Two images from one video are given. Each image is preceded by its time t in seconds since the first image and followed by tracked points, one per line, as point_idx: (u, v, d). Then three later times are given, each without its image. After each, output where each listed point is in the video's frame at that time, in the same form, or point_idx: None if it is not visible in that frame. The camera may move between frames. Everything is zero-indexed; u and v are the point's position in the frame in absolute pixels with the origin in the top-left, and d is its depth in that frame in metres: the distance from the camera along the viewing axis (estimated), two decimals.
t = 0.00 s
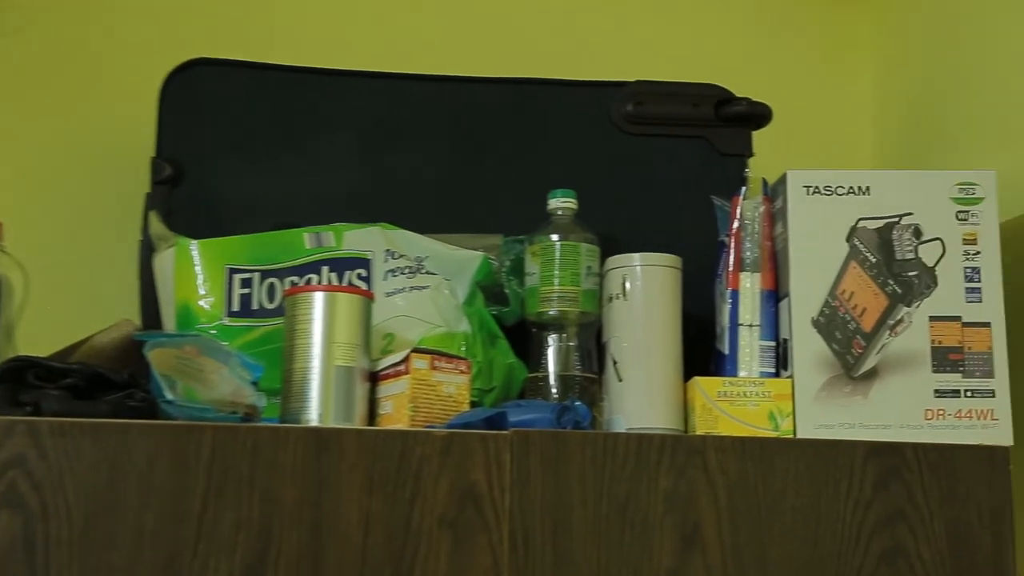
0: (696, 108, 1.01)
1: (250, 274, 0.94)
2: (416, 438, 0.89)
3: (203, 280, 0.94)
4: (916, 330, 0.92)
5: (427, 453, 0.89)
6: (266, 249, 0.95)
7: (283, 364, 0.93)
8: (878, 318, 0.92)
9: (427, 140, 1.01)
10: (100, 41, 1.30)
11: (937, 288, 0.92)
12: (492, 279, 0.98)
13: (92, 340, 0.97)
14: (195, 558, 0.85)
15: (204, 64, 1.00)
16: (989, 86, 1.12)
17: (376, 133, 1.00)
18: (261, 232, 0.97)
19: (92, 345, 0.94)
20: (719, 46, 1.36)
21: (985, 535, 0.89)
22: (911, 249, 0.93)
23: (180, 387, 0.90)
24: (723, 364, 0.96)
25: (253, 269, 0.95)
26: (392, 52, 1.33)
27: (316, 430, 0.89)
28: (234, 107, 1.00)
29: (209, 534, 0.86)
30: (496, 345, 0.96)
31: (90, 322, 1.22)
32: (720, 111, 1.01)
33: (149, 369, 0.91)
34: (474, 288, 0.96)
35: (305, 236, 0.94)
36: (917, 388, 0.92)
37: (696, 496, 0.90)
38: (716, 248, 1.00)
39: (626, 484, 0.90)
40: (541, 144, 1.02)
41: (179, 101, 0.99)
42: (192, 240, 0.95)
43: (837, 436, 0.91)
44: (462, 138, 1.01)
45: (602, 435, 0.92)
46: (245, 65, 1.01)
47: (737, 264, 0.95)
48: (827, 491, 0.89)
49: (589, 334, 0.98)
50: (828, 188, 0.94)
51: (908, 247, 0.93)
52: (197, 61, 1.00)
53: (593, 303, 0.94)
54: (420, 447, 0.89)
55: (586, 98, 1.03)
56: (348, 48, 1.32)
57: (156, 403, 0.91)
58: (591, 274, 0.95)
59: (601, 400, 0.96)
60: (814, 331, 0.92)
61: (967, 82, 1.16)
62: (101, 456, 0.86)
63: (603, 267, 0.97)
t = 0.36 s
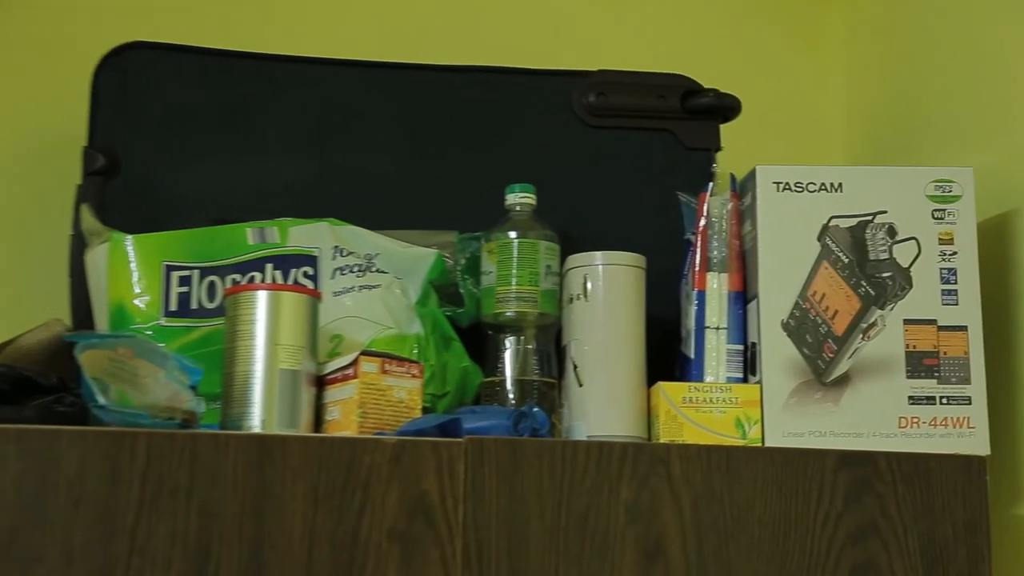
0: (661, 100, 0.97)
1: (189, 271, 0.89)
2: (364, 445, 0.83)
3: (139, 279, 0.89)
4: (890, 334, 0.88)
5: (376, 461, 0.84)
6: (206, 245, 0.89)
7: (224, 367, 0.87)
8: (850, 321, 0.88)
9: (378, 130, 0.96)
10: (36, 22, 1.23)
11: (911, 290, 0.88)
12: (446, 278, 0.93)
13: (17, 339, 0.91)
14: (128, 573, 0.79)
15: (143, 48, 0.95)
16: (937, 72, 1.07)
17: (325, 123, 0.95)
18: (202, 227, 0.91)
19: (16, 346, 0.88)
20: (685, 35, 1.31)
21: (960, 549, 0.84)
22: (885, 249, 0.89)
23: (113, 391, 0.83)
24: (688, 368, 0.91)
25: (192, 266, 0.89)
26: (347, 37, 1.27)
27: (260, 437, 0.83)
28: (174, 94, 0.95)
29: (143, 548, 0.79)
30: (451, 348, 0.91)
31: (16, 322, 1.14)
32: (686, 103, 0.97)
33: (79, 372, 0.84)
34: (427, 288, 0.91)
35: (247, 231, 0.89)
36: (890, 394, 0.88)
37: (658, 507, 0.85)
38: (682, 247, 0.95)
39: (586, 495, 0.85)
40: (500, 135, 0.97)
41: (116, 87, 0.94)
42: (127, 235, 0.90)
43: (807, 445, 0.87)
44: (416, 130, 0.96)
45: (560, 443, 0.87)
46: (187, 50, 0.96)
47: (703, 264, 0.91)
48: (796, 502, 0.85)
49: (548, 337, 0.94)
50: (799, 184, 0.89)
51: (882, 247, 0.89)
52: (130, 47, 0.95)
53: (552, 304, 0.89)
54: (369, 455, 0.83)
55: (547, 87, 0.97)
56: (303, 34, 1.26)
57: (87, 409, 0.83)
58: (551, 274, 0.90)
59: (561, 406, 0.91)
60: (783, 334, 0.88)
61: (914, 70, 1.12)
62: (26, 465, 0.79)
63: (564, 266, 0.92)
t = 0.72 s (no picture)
0: (626, 92, 0.93)
1: (126, 269, 0.85)
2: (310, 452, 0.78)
3: (72, 276, 0.84)
4: (862, 338, 0.84)
5: (320, 470, 0.78)
6: (144, 241, 0.85)
7: (162, 370, 0.82)
8: (821, 324, 0.84)
9: (329, 121, 0.91)
10: None
11: (885, 292, 0.84)
12: (399, 277, 0.88)
13: None
14: None
15: (80, 33, 0.91)
16: (909, 66, 1.03)
17: (272, 113, 0.91)
18: (141, 222, 0.87)
19: None
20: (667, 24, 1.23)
21: (934, 564, 0.80)
22: (857, 249, 0.85)
23: (43, 397, 0.77)
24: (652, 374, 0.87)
25: (129, 263, 0.85)
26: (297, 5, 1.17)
27: (198, 443, 0.78)
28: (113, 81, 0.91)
29: (72, 562, 0.74)
30: (403, 351, 0.86)
31: None
32: (652, 95, 0.93)
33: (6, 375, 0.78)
34: (378, 288, 0.87)
35: (188, 226, 0.84)
36: (863, 401, 0.84)
37: (620, 518, 0.80)
38: (647, 246, 0.91)
39: (544, 506, 0.80)
40: (456, 128, 0.92)
41: (50, 74, 0.90)
42: (59, 230, 0.85)
43: (776, 454, 0.83)
44: (368, 121, 0.92)
45: (518, 450, 0.82)
46: (127, 35, 0.91)
47: (668, 264, 0.86)
48: (763, 513, 0.81)
49: (506, 339, 0.89)
50: (769, 181, 0.85)
51: (855, 247, 0.85)
52: (67, 30, 0.90)
53: (509, 305, 0.85)
54: (314, 464, 0.78)
55: (506, 77, 0.93)
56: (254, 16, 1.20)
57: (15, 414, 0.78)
58: (509, 274, 0.86)
59: (518, 412, 0.87)
60: (752, 338, 0.84)
61: (884, 63, 1.08)
62: None
63: (522, 266, 0.88)
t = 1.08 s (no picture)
0: (591, 82, 0.88)
1: (59, 266, 0.80)
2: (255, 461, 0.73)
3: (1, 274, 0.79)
4: (837, 342, 0.80)
5: (264, 480, 0.73)
6: (79, 236, 0.80)
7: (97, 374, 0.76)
8: (794, 327, 0.80)
9: (279, 111, 0.87)
10: None
11: (861, 293, 0.80)
12: (351, 277, 0.83)
13: None
14: None
15: (19, 14, 0.86)
16: (888, 58, 0.99)
17: (218, 102, 0.87)
18: (76, 216, 0.82)
19: None
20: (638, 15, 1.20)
21: None
22: (833, 248, 0.81)
23: None
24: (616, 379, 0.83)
25: (62, 259, 0.80)
26: None
27: (134, 452, 0.72)
28: (49, 66, 0.86)
29: None
30: (354, 355, 0.81)
31: None
32: (618, 85, 0.89)
33: None
34: (329, 287, 0.82)
35: (125, 221, 0.80)
36: (837, 409, 0.80)
37: (583, 531, 0.76)
38: (612, 244, 0.87)
39: (503, 518, 0.75)
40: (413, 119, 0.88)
41: None
42: None
43: (746, 464, 0.78)
44: (320, 111, 0.88)
45: (477, 459, 0.77)
46: (64, 18, 0.86)
47: (634, 263, 0.82)
48: (733, 525, 0.77)
49: (463, 342, 0.85)
50: (740, 177, 0.81)
51: (830, 246, 0.81)
52: None
53: (467, 306, 0.81)
54: (259, 474, 0.73)
55: (465, 66, 0.89)
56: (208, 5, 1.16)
57: None
58: (467, 274, 0.81)
59: (475, 419, 0.82)
60: (722, 341, 0.79)
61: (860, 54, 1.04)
62: None
63: (481, 265, 0.83)
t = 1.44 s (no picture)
0: (554, 75, 0.86)
1: None
2: (201, 468, 0.69)
3: None
4: (807, 345, 0.77)
5: (211, 487, 0.70)
6: (18, 233, 0.77)
7: (36, 377, 0.72)
8: (762, 330, 0.77)
9: (231, 105, 0.85)
10: None
11: (831, 295, 0.78)
12: (304, 277, 0.80)
13: None
14: None
15: None
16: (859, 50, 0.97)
17: (169, 95, 0.84)
18: (16, 212, 0.78)
19: None
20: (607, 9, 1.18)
21: None
22: (803, 248, 0.78)
23: None
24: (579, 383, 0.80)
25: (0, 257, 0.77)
26: None
27: (74, 458, 0.69)
28: None
29: None
30: (306, 357, 0.78)
31: None
32: (582, 78, 0.86)
33: None
34: (281, 286, 0.79)
35: (67, 218, 0.76)
36: (807, 414, 0.77)
37: (545, 540, 0.72)
38: (575, 243, 0.84)
39: (461, 527, 0.72)
40: (369, 113, 0.86)
41: None
42: None
43: (713, 471, 0.76)
44: (273, 104, 0.85)
45: (436, 466, 0.73)
46: (6, 6, 0.83)
47: (598, 263, 0.79)
48: (698, 536, 0.73)
49: (420, 344, 0.82)
50: (708, 174, 0.78)
51: (800, 245, 0.78)
52: None
53: (425, 307, 0.78)
54: (206, 481, 0.70)
55: (424, 58, 0.87)
56: None
57: None
58: (424, 274, 0.78)
59: (433, 424, 0.79)
60: (688, 344, 0.77)
61: (831, 47, 1.02)
62: None
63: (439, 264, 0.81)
